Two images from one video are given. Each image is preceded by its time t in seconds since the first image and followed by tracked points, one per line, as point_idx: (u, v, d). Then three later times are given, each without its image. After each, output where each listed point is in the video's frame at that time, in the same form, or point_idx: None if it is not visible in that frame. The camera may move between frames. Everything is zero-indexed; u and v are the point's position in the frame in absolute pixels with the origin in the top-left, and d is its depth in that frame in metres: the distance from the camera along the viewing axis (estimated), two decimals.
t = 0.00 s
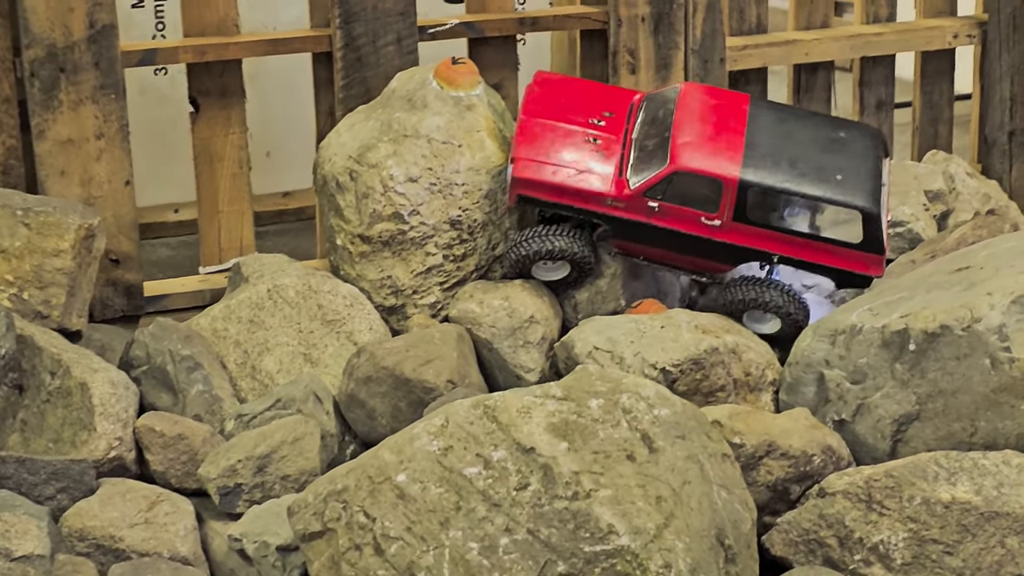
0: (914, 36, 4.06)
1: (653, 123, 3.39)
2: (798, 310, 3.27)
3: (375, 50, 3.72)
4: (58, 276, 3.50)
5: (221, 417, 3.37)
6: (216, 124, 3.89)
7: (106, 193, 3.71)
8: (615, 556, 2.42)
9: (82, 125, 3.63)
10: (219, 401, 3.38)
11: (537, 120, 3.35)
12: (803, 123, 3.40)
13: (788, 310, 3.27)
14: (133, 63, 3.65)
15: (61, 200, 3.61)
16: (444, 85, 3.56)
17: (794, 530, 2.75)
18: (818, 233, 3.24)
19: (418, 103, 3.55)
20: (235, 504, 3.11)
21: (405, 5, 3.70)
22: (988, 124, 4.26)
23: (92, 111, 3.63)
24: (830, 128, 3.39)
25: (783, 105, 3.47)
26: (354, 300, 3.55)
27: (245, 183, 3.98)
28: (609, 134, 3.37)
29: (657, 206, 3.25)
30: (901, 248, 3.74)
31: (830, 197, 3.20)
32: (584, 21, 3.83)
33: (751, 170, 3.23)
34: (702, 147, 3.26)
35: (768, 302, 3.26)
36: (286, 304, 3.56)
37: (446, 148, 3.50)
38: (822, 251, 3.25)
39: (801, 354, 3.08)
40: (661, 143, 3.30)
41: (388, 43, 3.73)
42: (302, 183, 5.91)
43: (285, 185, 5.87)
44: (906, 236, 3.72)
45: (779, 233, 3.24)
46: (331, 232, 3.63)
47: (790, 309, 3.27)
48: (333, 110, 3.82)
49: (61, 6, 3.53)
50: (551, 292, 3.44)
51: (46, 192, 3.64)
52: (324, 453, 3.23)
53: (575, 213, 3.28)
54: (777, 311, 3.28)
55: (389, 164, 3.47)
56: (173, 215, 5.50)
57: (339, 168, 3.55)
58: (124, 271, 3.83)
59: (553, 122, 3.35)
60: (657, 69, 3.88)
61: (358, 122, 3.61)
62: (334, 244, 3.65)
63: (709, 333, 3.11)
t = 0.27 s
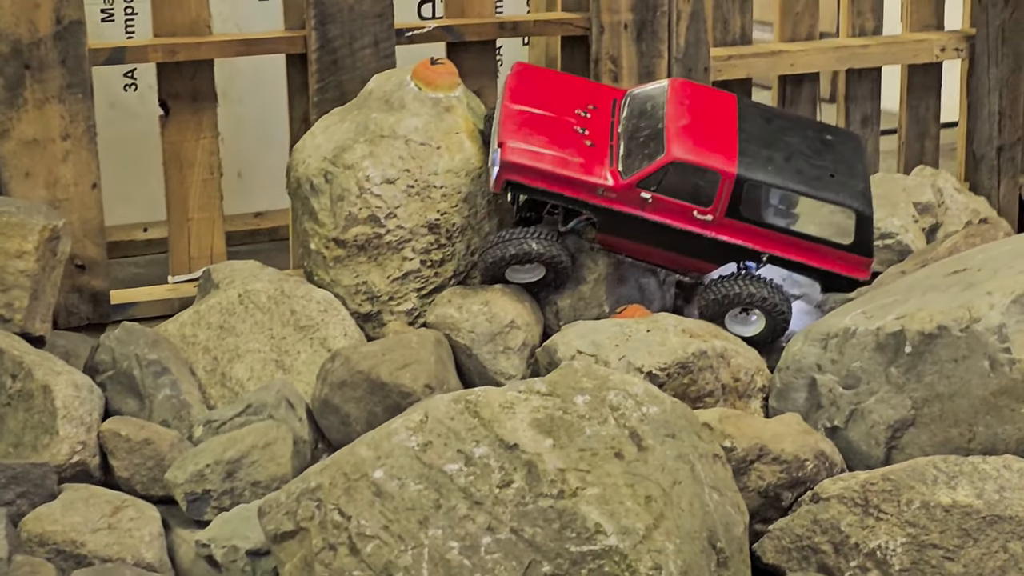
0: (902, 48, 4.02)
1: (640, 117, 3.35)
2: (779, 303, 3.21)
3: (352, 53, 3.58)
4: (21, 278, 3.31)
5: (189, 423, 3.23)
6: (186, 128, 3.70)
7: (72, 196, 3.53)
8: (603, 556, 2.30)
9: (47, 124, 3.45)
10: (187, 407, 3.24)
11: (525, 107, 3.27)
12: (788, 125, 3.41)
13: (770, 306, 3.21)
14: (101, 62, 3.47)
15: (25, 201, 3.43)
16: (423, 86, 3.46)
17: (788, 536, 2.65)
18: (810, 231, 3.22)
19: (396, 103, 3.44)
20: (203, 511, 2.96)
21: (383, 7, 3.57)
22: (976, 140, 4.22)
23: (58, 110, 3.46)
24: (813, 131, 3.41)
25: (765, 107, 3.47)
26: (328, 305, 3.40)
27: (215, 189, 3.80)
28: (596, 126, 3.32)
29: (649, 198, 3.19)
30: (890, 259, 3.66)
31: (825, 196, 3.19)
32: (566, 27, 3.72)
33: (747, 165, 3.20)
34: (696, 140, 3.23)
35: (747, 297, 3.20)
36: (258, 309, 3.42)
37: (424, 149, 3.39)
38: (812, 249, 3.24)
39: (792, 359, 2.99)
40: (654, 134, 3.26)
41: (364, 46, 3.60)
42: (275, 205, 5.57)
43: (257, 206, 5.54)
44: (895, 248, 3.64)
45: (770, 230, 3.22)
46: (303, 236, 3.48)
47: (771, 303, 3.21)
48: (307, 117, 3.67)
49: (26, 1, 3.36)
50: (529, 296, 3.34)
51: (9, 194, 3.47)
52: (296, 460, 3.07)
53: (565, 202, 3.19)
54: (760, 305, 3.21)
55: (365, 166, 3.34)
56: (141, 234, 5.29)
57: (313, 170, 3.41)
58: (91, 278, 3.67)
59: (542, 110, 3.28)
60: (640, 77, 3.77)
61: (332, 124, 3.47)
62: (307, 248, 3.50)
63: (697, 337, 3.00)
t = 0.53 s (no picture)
0: (909, 51, 4.02)
1: (639, 107, 3.31)
2: (778, 284, 3.19)
3: (355, 46, 3.55)
4: (18, 266, 3.25)
5: (188, 413, 3.17)
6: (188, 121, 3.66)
7: (71, 187, 3.48)
8: (611, 534, 2.25)
9: (46, 114, 3.41)
10: (187, 397, 3.17)
11: (524, 94, 3.22)
12: (785, 119, 3.40)
13: (770, 289, 3.19)
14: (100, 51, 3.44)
15: (22, 190, 3.38)
16: (427, 76, 3.44)
17: (799, 523, 2.59)
18: (809, 227, 3.20)
19: (400, 94, 3.41)
20: (202, 498, 2.89)
21: None
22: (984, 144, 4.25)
23: (57, 99, 3.42)
24: (810, 126, 3.40)
25: (761, 99, 3.45)
26: (330, 296, 3.33)
27: (216, 184, 3.76)
28: (594, 115, 3.27)
29: (650, 191, 3.16)
30: (898, 259, 3.63)
31: (826, 191, 3.18)
32: (573, 24, 3.69)
33: (749, 159, 3.17)
34: (698, 132, 3.19)
35: (745, 279, 3.17)
36: (259, 300, 3.35)
37: (428, 139, 3.35)
38: (810, 245, 3.22)
39: (802, 348, 2.96)
40: (655, 126, 3.22)
41: (368, 39, 3.57)
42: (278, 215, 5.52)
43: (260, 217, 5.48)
44: (906, 247, 3.61)
45: (770, 224, 3.19)
46: (304, 228, 3.43)
47: (771, 284, 3.18)
48: (311, 110, 3.64)
49: None
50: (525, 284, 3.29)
51: (7, 183, 3.42)
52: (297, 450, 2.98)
53: (564, 192, 3.14)
54: (761, 289, 3.19)
55: (368, 155, 3.31)
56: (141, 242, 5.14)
57: (316, 160, 3.38)
58: (89, 271, 3.60)
59: (541, 98, 3.23)
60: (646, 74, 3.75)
61: (335, 115, 3.46)
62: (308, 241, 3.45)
63: (705, 324, 2.95)
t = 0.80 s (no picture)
0: (926, 60, 4.08)
1: (654, 111, 3.31)
2: (795, 284, 3.21)
3: (372, 50, 3.58)
4: (33, 269, 3.24)
5: (203, 414, 3.14)
6: (204, 127, 3.68)
7: (86, 191, 3.49)
8: (632, 525, 2.23)
9: (62, 117, 3.42)
10: (202, 398, 3.14)
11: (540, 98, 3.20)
12: (800, 122, 3.40)
13: (787, 290, 3.21)
14: (116, 54, 3.45)
15: (38, 193, 3.38)
16: (444, 79, 3.45)
17: (821, 521, 2.56)
18: (826, 231, 3.20)
19: (417, 96, 3.41)
20: (217, 498, 2.85)
21: (404, 3, 3.56)
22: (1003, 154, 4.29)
23: (73, 102, 3.43)
24: (825, 130, 3.40)
25: (776, 102, 3.45)
26: (346, 298, 3.32)
27: (232, 190, 3.76)
28: (609, 119, 3.27)
29: (666, 196, 3.15)
30: (917, 265, 3.62)
31: (843, 196, 3.18)
32: (589, 30, 3.73)
33: (766, 164, 3.17)
34: (714, 137, 3.19)
35: (763, 280, 3.20)
36: (275, 303, 3.33)
37: (445, 140, 3.37)
38: (826, 249, 3.22)
39: (823, 348, 2.95)
40: (671, 130, 3.21)
41: (385, 44, 3.59)
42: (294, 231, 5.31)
43: (274, 231, 5.26)
44: (925, 252, 3.60)
45: (787, 229, 3.19)
46: (322, 230, 3.44)
47: (790, 285, 3.21)
48: (327, 115, 3.66)
49: None
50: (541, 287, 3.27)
51: (22, 186, 3.42)
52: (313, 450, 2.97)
53: (581, 198, 3.14)
54: (779, 290, 3.21)
55: (385, 156, 3.32)
56: (155, 255, 4.96)
57: (333, 162, 3.38)
58: (104, 276, 3.58)
59: (556, 102, 3.22)
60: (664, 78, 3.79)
61: (353, 118, 3.46)
62: (325, 244, 3.45)
63: (725, 323, 2.94)
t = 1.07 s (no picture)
0: (936, 72, 4.14)
1: (661, 122, 3.32)
2: (807, 294, 3.20)
3: (381, 61, 3.62)
4: (42, 277, 3.23)
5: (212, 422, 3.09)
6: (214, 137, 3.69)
7: (95, 201, 3.50)
8: (641, 526, 2.21)
9: (71, 127, 3.44)
10: (210, 405, 3.10)
11: (545, 114, 3.23)
12: (809, 131, 3.39)
13: (799, 299, 3.20)
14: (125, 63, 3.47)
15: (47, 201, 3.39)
16: (453, 88, 3.46)
17: (831, 525, 2.55)
18: (835, 243, 3.20)
19: (426, 105, 3.43)
20: (225, 504, 2.82)
21: (412, 14, 3.61)
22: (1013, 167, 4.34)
23: (83, 111, 3.45)
24: (836, 138, 3.40)
25: (787, 110, 3.45)
26: (356, 306, 3.32)
27: (241, 202, 3.78)
28: (616, 132, 3.29)
29: (672, 210, 3.17)
30: (928, 275, 3.63)
31: (850, 207, 3.18)
32: (599, 41, 3.79)
33: (773, 176, 3.18)
34: (720, 150, 3.20)
35: (775, 290, 3.20)
36: (283, 312, 3.31)
37: (454, 149, 3.38)
38: (836, 260, 3.22)
39: (833, 354, 2.93)
40: (677, 142, 3.22)
41: (394, 54, 3.63)
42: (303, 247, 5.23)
43: (285, 247, 5.19)
44: (935, 263, 3.61)
45: (794, 240, 3.20)
46: (331, 239, 3.45)
47: (802, 295, 3.20)
48: (337, 127, 3.69)
49: None
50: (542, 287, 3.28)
51: (31, 196, 3.43)
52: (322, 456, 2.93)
53: (586, 213, 3.17)
54: (789, 300, 3.21)
55: (394, 164, 3.33)
56: (165, 271, 4.86)
57: (342, 170, 3.39)
58: (113, 286, 3.58)
59: (562, 117, 3.24)
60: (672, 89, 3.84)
61: (362, 127, 3.47)
62: (334, 253, 3.47)
63: (735, 329, 2.93)
